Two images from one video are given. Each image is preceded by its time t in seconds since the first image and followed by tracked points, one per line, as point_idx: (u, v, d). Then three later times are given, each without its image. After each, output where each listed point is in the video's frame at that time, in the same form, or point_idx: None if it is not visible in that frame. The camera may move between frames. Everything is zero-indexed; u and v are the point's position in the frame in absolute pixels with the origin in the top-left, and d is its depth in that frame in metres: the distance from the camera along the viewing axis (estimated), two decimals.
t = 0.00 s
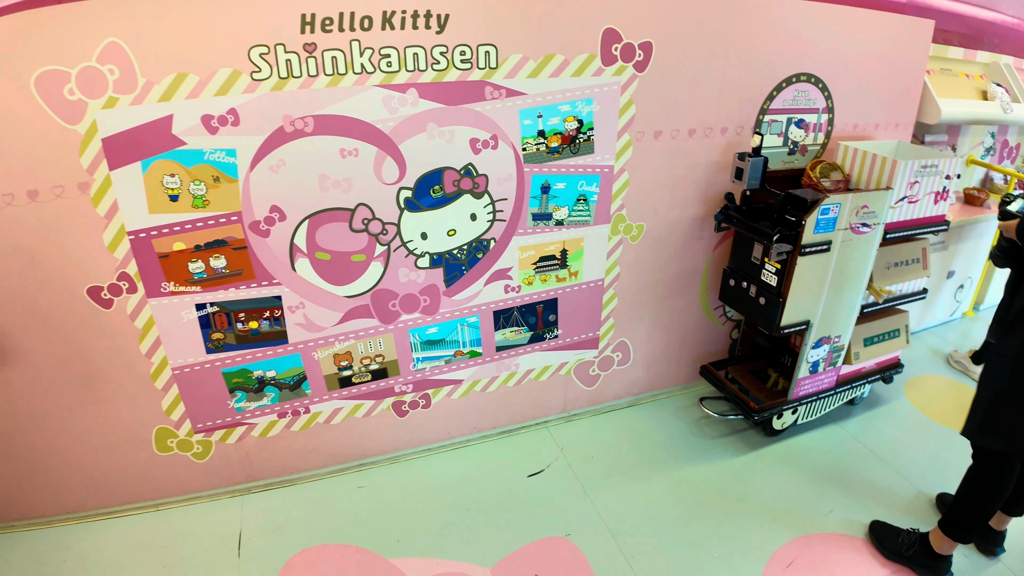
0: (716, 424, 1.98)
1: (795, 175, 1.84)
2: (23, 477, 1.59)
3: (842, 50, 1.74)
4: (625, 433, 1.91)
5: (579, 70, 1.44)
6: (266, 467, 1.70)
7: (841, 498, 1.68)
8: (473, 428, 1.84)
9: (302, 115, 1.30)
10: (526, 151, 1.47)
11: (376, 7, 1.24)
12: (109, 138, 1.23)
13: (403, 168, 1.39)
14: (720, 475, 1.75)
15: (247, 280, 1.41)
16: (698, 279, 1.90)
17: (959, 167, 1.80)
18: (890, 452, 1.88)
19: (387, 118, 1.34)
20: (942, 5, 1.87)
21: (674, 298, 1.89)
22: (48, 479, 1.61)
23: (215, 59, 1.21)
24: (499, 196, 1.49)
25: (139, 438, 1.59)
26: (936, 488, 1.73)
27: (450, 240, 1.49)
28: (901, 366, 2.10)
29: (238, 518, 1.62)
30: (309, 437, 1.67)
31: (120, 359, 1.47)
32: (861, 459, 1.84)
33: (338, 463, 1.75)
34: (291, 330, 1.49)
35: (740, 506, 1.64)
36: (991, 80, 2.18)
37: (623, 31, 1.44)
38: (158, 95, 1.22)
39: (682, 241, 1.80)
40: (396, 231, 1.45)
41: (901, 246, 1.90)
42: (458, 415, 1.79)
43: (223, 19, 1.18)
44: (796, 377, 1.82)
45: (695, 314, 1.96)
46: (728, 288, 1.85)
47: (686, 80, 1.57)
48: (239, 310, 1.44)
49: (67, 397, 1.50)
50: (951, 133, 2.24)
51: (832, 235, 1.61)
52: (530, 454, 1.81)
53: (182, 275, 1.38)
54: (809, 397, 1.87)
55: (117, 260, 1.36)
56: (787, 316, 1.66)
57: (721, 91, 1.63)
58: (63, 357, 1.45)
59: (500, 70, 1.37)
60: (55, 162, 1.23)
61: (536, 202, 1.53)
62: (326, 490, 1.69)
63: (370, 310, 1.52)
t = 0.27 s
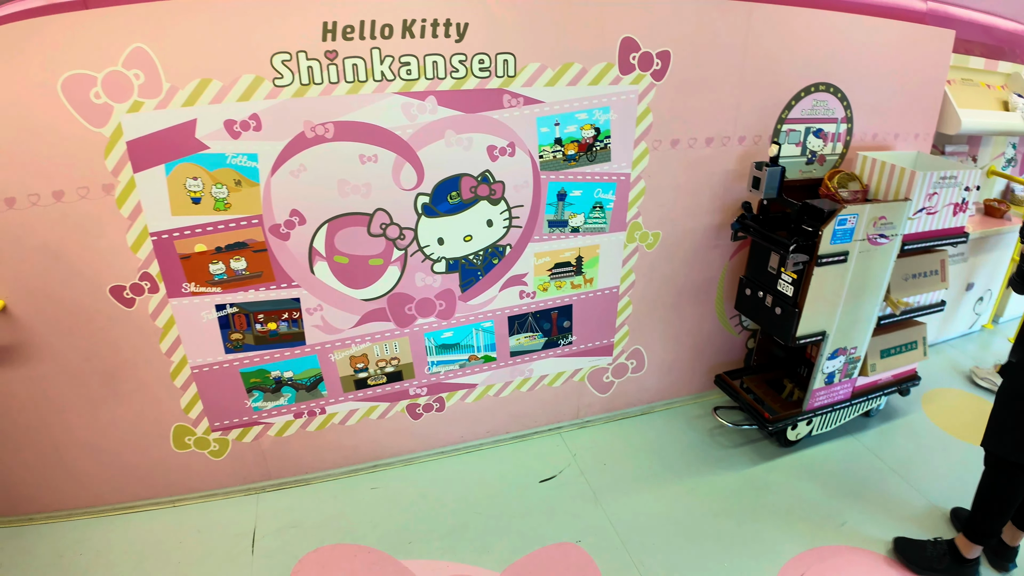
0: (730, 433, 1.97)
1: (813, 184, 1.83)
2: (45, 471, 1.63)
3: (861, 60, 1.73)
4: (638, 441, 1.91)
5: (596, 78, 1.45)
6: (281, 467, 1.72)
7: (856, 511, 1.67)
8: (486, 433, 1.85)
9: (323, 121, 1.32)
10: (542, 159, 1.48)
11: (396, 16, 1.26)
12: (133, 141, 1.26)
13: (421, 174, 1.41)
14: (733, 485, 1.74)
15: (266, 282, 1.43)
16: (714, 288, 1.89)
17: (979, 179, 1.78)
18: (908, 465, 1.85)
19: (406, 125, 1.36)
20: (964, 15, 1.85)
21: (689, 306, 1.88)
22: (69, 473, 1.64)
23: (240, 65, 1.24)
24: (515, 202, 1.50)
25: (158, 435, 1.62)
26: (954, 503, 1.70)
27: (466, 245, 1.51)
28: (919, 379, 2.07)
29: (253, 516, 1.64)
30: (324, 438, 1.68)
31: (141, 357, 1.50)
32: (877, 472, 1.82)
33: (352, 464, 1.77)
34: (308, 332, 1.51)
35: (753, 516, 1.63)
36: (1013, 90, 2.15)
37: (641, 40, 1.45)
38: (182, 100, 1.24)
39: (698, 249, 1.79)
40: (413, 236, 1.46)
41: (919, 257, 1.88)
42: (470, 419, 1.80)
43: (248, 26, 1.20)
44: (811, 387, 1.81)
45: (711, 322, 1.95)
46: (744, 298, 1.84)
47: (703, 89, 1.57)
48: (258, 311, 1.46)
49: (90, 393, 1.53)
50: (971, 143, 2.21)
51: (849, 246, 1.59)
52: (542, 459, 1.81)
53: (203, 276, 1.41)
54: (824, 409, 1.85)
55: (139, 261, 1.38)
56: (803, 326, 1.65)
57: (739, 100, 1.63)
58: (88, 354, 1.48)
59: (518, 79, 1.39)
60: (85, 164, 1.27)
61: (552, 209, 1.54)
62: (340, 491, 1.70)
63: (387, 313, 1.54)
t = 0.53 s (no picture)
0: (745, 442, 1.96)
1: (831, 194, 1.83)
2: (69, 465, 1.66)
3: (880, 70, 1.72)
4: (651, 448, 1.90)
5: (615, 86, 1.46)
6: (297, 466, 1.74)
7: (871, 523, 1.65)
8: (500, 437, 1.86)
9: (345, 127, 1.34)
10: (560, 166, 1.49)
11: (418, 24, 1.28)
12: (159, 143, 1.29)
13: (440, 180, 1.43)
14: (746, 494, 1.73)
15: (287, 284, 1.46)
16: (730, 296, 1.89)
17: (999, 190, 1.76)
18: (925, 478, 1.83)
19: (426, 131, 1.38)
20: (987, 25, 1.84)
21: (705, 314, 1.88)
22: (90, 468, 1.68)
23: (265, 71, 1.26)
24: (533, 208, 1.51)
25: (178, 432, 1.65)
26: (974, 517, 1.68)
27: (484, 250, 1.52)
28: (936, 391, 2.05)
29: (268, 514, 1.67)
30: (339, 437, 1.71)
31: (163, 355, 1.53)
32: (894, 485, 1.80)
33: (366, 465, 1.79)
34: (327, 333, 1.53)
35: (765, 526, 1.62)
36: None
37: (659, 48, 1.46)
38: (207, 104, 1.27)
39: (714, 257, 1.79)
40: (431, 241, 1.48)
41: (937, 268, 1.86)
42: (484, 422, 1.81)
43: (276, 33, 1.23)
44: (827, 398, 1.80)
45: (727, 331, 1.95)
46: (761, 306, 1.84)
47: (722, 98, 1.57)
48: (279, 312, 1.49)
49: (113, 390, 1.56)
50: (992, 154, 2.19)
51: (866, 256, 1.59)
52: (556, 465, 1.81)
53: (225, 277, 1.43)
54: (839, 419, 1.84)
55: (163, 260, 1.41)
56: (819, 336, 1.64)
57: (757, 109, 1.63)
58: (112, 351, 1.51)
59: (537, 86, 1.40)
60: (114, 165, 1.30)
61: (569, 215, 1.55)
62: (355, 491, 1.72)
63: (404, 316, 1.55)
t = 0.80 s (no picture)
0: (759, 452, 1.94)
1: (848, 203, 1.82)
2: (89, 461, 1.69)
3: (899, 79, 1.71)
4: (664, 455, 1.90)
5: (632, 93, 1.47)
6: (311, 466, 1.76)
7: (886, 536, 1.63)
8: (513, 441, 1.86)
9: (364, 132, 1.36)
10: (577, 172, 1.50)
11: (438, 31, 1.30)
12: (182, 146, 1.32)
13: (457, 185, 1.44)
14: (759, 504, 1.72)
15: (305, 285, 1.48)
16: (746, 305, 1.88)
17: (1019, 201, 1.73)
18: (941, 491, 1.81)
19: (444, 136, 1.39)
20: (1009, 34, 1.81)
21: (719, 322, 1.87)
22: (107, 464, 1.70)
23: (288, 76, 1.28)
24: (549, 214, 1.52)
25: (195, 431, 1.67)
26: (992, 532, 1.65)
27: (499, 255, 1.53)
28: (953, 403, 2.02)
29: (282, 513, 1.68)
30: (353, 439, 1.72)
31: (183, 354, 1.56)
32: (910, 497, 1.78)
33: (380, 467, 1.80)
34: (343, 335, 1.55)
35: (777, 535, 1.61)
36: None
37: (677, 56, 1.46)
38: (230, 108, 1.30)
39: (730, 265, 1.79)
40: (447, 245, 1.49)
41: (956, 279, 1.84)
42: (497, 427, 1.81)
43: (299, 40, 1.25)
44: (842, 408, 1.78)
45: (742, 339, 1.94)
46: (776, 315, 1.83)
47: (739, 106, 1.57)
48: (296, 313, 1.50)
49: (133, 388, 1.59)
50: (1013, 164, 2.16)
51: (883, 266, 1.58)
52: (568, 471, 1.82)
53: (245, 278, 1.45)
54: (854, 430, 1.82)
55: (184, 261, 1.44)
56: (834, 346, 1.63)
57: (774, 118, 1.63)
58: (133, 350, 1.54)
59: (554, 93, 1.41)
60: (139, 167, 1.33)
61: (585, 222, 1.55)
62: (368, 492, 1.74)
63: (419, 319, 1.57)
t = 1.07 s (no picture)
0: (772, 460, 1.93)
1: (864, 211, 1.80)
2: (105, 457, 1.72)
3: (917, 86, 1.70)
4: (675, 462, 1.89)
5: (647, 99, 1.47)
6: (323, 467, 1.77)
7: (901, 547, 1.61)
8: (524, 446, 1.86)
9: (381, 135, 1.37)
10: (592, 177, 1.50)
11: (455, 36, 1.31)
12: (201, 147, 1.34)
13: (472, 189, 1.45)
14: (772, 512, 1.71)
15: (320, 287, 1.49)
16: (761, 312, 1.87)
17: None
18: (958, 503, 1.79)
19: (460, 141, 1.40)
20: None
21: (733, 329, 1.86)
22: (121, 461, 1.72)
23: (308, 80, 1.30)
24: (563, 219, 1.52)
25: (209, 430, 1.69)
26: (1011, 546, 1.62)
27: (513, 259, 1.53)
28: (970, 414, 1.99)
29: (294, 513, 1.69)
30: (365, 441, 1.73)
31: (199, 354, 1.57)
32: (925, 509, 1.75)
33: (391, 469, 1.81)
34: (357, 336, 1.56)
35: (789, 544, 1.60)
36: None
37: (693, 62, 1.46)
38: (248, 110, 1.31)
39: (745, 272, 1.78)
40: (462, 249, 1.50)
41: (973, 288, 1.82)
42: (508, 431, 1.81)
43: (319, 45, 1.27)
44: (857, 417, 1.76)
45: (756, 347, 1.93)
46: (791, 323, 1.82)
47: (754, 112, 1.57)
48: (311, 314, 1.52)
49: (149, 386, 1.61)
50: None
51: (900, 274, 1.56)
52: (579, 476, 1.81)
53: (261, 279, 1.47)
54: (869, 440, 1.80)
55: (201, 261, 1.46)
56: (850, 354, 1.62)
57: (790, 124, 1.62)
58: (151, 348, 1.56)
59: (570, 98, 1.41)
60: (160, 168, 1.35)
61: (599, 227, 1.55)
62: (380, 494, 1.74)
63: (433, 322, 1.57)
